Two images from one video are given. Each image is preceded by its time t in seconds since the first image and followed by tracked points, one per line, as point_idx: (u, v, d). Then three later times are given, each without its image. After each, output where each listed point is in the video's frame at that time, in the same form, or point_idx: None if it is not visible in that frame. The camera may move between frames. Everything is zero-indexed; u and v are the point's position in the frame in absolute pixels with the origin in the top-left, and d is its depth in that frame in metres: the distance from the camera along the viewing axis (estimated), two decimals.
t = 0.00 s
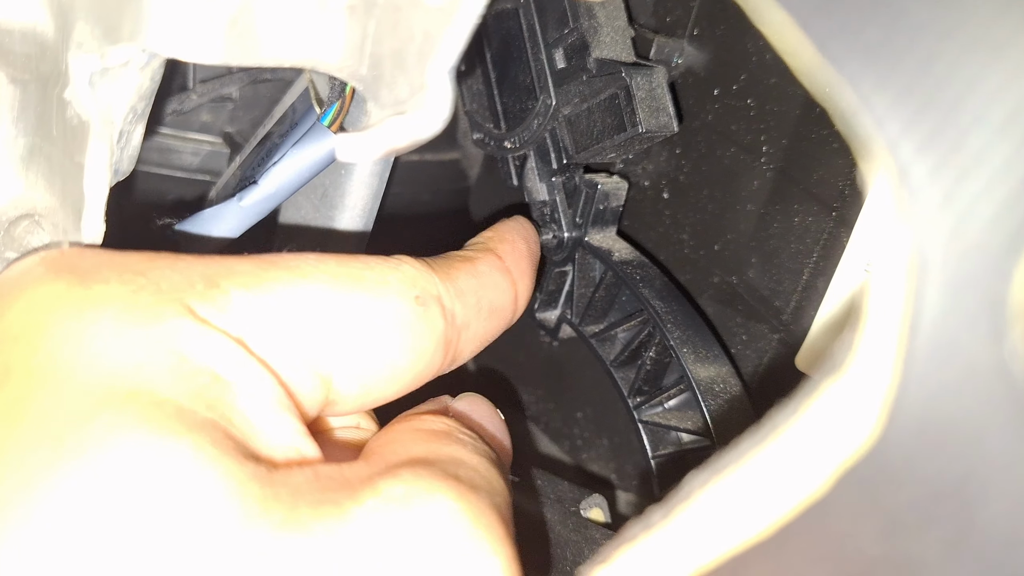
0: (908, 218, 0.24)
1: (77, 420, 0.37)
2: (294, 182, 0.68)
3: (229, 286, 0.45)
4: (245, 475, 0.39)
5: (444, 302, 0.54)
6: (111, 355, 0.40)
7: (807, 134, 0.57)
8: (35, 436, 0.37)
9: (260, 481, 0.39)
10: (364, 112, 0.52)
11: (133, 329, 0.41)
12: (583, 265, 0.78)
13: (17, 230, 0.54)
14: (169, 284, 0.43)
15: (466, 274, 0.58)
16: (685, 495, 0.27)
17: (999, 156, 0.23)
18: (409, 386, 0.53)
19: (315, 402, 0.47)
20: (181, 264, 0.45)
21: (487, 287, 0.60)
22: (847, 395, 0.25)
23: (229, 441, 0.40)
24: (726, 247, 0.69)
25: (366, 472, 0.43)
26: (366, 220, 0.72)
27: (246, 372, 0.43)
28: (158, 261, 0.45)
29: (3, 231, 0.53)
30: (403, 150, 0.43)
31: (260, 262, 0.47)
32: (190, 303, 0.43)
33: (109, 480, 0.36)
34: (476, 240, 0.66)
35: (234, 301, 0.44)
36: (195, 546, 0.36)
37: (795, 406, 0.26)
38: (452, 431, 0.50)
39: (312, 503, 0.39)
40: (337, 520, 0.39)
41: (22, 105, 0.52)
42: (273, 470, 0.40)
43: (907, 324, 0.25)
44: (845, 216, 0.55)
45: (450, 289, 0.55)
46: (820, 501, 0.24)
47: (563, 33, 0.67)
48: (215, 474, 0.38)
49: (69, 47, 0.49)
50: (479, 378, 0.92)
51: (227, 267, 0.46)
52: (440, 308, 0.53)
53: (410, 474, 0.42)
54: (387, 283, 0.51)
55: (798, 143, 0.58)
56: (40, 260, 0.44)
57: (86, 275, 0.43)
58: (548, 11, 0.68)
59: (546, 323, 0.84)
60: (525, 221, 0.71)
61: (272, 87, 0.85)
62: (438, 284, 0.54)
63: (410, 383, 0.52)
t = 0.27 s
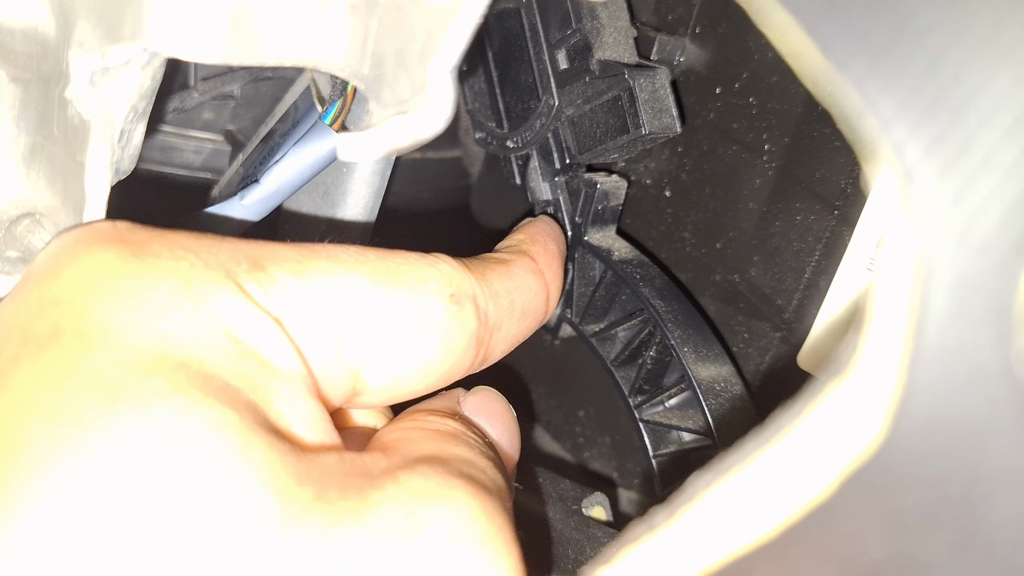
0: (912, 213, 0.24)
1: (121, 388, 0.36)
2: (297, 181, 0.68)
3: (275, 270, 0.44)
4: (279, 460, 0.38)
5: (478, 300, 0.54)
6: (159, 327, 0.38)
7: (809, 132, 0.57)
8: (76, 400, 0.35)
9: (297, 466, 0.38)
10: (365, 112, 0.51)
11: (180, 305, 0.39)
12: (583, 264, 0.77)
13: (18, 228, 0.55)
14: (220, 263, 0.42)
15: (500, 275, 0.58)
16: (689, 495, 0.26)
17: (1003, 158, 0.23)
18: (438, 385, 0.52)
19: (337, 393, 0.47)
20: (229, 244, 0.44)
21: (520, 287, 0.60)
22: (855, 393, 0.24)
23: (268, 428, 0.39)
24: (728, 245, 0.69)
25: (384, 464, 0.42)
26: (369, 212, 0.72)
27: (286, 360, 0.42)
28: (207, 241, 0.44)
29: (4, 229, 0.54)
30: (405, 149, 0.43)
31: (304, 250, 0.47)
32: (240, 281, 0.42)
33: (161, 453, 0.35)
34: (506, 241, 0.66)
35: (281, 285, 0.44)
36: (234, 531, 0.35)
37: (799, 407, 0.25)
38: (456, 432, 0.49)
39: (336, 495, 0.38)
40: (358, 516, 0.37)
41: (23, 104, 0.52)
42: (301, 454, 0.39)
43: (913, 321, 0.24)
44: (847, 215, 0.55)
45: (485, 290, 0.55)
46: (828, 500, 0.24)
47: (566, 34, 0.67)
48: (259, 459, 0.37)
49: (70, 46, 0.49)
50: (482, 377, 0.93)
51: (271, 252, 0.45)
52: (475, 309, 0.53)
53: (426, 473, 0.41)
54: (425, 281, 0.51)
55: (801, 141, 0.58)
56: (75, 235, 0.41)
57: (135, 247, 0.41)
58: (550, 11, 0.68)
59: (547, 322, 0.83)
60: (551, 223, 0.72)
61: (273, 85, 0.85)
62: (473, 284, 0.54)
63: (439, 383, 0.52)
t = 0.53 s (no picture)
0: (914, 209, 0.24)
1: (139, 369, 0.36)
2: (299, 177, 0.68)
3: (290, 263, 0.45)
4: (284, 442, 0.37)
5: (488, 294, 0.54)
6: (175, 314, 0.38)
7: (811, 129, 0.57)
8: (91, 380, 0.35)
9: (301, 448, 0.38)
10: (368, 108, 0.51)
11: (196, 292, 0.40)
12: (586, 261, 0.77)
13: (21, 224, 0.55)
14: (236, 252, 0.43)
15: (508, 268, 0.58)
16: (692, 492, 0.27)
17: (1004, 157, 0.23)
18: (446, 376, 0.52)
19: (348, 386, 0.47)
20: (243, 236, 0.45)
21: (527, 281, 0.60)
22: (857, 389, 0.25)
23: (279, 415, 0.39)
24: (730, 242, 0.69)
25: (378, 447, 0.41)
26: (372, 205, 0.71)
27: (298, 348, 0.43)
28: (223, 233, 0.44)
29: (6, 226, 0.54)
30: (407, 146, 0.43)
31: (314, 241, 0.47)
32: (257, 271, 0.43)
33: (178, 433, 0.35)
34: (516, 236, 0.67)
35: (293, 278, 0.44)
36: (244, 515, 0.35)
37: (801, 404, 0.26)
38: (440, 423, 0.48)
39: (332, 477, 0.37)
40: (351, 499, 0.37)
41: (25, 100, 0.52)
42: (303, 435, 0.39)
43: (915, 317, 0.25)
44: (849, 212, 0.55)
45: (494, 283, 0.55)
46: (831, 496, 0.24)
47: (568, 32, 0.67)
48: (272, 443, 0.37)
49: (71, 43, 0.49)
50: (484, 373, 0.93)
51: (284, 244, 0.46)
52: (484, 302, 0.53)
53: (418, 459, 0.41)
54: (435, 272, 0.51)
55: (802, 138, 0.58)
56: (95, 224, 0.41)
57: (154, 236, 0.41)
58: (552, 9, 0.68)
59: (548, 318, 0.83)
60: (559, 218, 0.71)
61: (275, 81, 0.85)
62: (482, 277, 0.54)
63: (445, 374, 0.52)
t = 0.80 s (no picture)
0: (921, 208, 0.24)
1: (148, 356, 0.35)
2: (301, 174, 0.68)
3: (308, 254, 0.45)
4: (282, 425, 0.37)
5: (504, 297, 0.56)
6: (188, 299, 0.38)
7: (815, 126, 0.56)
8: (100, 364, 0.35)
9: (293, 437, 0.37)
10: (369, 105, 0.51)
11: (209, 279, 0.39)
12: (589, 259, 0.76)
13: (21, 223, 0.54)
14: (253, 240, 0.42)
15: (525, 274, 0.59)
16: (695, 493, 0.26)
17: (1011, 155, 0.23)
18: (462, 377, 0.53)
19: (354, 384, 0.46)
20: (261, 228, 0.44)
21: (543, 287, 0.61)
22: (863, 390, 0.24)
23: (282, 405, 0.38)
24: (732, 240, 0.69)
25: (367, 433, 0.41)
26: (373, 202, 0.71)
27: (305, 340, 0.42)
28: (242, 223, 0.44)
29: (7, 224, 0.54)
30: (408, 143, 0.43)
31: (332, 237, 0.47)
32: (273, 260, 0.42)
33: (187, 419, 0.35)
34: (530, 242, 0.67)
35: (314, 268, 0.44)
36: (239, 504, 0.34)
37: (805, 405, 0.25)
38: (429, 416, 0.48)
39: (320, 457, 0.37)
40: (336, 483, 0.37)
41: (26, 100, 0.52)
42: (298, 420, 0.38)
43: (922, 317, 0.24)
44: (852, 209, 0.55)
45: (510, 287, 0.56)
46: (836, 498, 0.23)
47: (570, 30, 0.67)
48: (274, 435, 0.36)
49: (73, 40, 0.49)
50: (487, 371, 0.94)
51: (302, 237, 0.45)
52: (501, 305, 0.55)
53: (406, 449, 0.41)
54: (454, 275, 0.52)
55: (806, 135, 0.58)
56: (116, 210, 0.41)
57: (175, 223, 0.41)
58: (555, 6, 0.68)
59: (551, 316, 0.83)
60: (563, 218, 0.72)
61: (275, 78, 0.85)
62: (499, 281, 0.55)
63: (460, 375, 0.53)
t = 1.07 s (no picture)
0: (906, 219, 0.24)
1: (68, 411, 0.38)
2: (302, 171, 0.69)
3: (214, 259, 0.46)
4: (219, 451, 0.39)
5: (397, 218, 0.57)
6: (102, 344, 0.40)
7: (812, 124, 0.57)
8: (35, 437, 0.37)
9: (238, 455, 0.40)
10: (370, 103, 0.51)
11: (129, 316, 0.41)
12: (587, 255, 0.78)
13: (26, 219, 0.56)
14: (159, 269, 0.44)
15: (413, 192, 0.61)
16: (690, 485, 0.27)
17: (994, 157, 0.24)
18: (381, 305, 0.55)
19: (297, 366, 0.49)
20: (157, 249, 0.46)
21: (434, 203, 0.63)
22: (852, 386, 0.25)
23: (211, 424, 0.40)
24: (730, 237, 0.69)
25: (321, 433, 0.43)
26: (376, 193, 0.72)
27: (234, 346, 0.44)
28: (141, 250, 0.45)
29: (12, 220, 0.56)
30: (409, 141, 0.43)
31: (227, 229, 0.48)
32: (183, 284, 0.44)
33: (123, 465, 0.37)
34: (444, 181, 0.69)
35: (220, 272, 0.45)
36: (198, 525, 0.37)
37: (795, 400, 0.26)
38: (405, 386, 0.50)
39: (270, 467, 0.40)
40: (288, 490, 0.39)
41: (30, 97, 0.52)
42: (239, 442, 0.41)
43: (909, 312, 0.25)
44: (849, 207, 0.55)
45: (403, 208, 0.58)
46: (825, 489, 0.24)
47: (569, 23, 0.67)
48: (202, 457, 0.39)
49: (76, 39, 0.49)
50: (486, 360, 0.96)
51: (212, 245, 0.46)
52: (395, 228, 0.56)
53: (359, 441, 0.42)
54: (347, 218, 0.53)
55: (804, 133, 0.58)
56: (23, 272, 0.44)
57: (87, 271, 0.43)
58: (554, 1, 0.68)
59: (550, 313, 0.83)
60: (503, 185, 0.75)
61: (277, 77, 0.84)
62: (390, 204, 0.57)
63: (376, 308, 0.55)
